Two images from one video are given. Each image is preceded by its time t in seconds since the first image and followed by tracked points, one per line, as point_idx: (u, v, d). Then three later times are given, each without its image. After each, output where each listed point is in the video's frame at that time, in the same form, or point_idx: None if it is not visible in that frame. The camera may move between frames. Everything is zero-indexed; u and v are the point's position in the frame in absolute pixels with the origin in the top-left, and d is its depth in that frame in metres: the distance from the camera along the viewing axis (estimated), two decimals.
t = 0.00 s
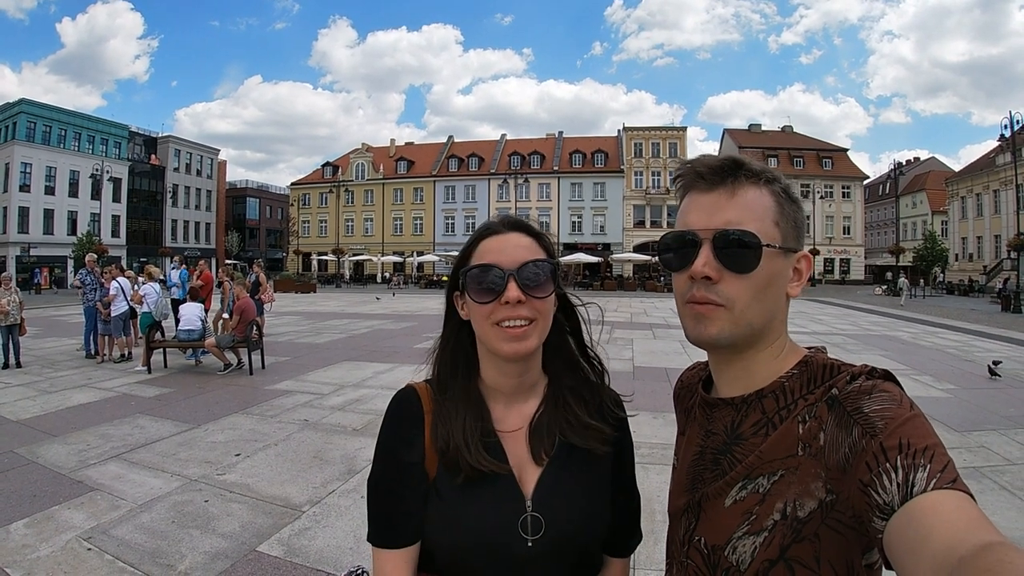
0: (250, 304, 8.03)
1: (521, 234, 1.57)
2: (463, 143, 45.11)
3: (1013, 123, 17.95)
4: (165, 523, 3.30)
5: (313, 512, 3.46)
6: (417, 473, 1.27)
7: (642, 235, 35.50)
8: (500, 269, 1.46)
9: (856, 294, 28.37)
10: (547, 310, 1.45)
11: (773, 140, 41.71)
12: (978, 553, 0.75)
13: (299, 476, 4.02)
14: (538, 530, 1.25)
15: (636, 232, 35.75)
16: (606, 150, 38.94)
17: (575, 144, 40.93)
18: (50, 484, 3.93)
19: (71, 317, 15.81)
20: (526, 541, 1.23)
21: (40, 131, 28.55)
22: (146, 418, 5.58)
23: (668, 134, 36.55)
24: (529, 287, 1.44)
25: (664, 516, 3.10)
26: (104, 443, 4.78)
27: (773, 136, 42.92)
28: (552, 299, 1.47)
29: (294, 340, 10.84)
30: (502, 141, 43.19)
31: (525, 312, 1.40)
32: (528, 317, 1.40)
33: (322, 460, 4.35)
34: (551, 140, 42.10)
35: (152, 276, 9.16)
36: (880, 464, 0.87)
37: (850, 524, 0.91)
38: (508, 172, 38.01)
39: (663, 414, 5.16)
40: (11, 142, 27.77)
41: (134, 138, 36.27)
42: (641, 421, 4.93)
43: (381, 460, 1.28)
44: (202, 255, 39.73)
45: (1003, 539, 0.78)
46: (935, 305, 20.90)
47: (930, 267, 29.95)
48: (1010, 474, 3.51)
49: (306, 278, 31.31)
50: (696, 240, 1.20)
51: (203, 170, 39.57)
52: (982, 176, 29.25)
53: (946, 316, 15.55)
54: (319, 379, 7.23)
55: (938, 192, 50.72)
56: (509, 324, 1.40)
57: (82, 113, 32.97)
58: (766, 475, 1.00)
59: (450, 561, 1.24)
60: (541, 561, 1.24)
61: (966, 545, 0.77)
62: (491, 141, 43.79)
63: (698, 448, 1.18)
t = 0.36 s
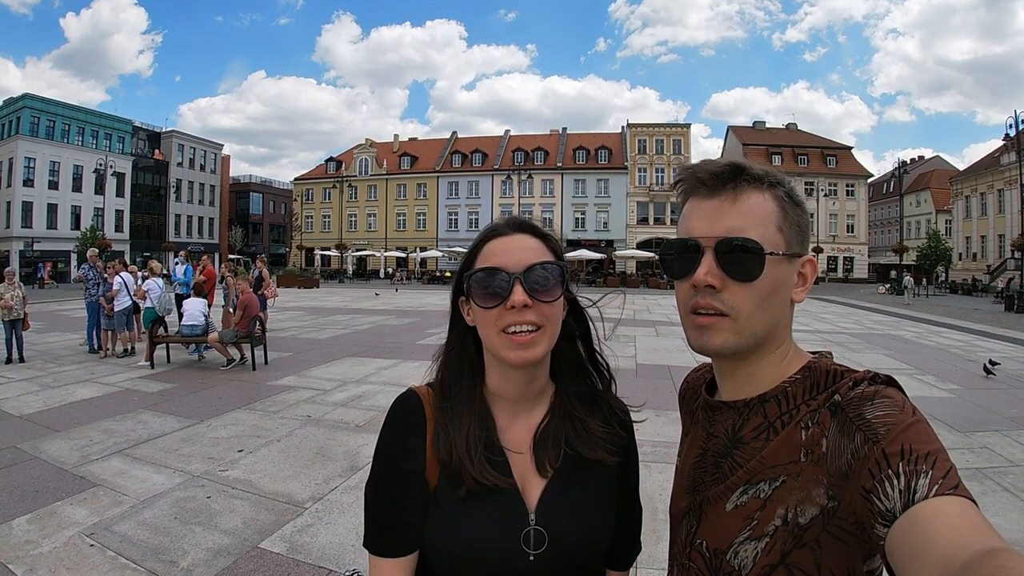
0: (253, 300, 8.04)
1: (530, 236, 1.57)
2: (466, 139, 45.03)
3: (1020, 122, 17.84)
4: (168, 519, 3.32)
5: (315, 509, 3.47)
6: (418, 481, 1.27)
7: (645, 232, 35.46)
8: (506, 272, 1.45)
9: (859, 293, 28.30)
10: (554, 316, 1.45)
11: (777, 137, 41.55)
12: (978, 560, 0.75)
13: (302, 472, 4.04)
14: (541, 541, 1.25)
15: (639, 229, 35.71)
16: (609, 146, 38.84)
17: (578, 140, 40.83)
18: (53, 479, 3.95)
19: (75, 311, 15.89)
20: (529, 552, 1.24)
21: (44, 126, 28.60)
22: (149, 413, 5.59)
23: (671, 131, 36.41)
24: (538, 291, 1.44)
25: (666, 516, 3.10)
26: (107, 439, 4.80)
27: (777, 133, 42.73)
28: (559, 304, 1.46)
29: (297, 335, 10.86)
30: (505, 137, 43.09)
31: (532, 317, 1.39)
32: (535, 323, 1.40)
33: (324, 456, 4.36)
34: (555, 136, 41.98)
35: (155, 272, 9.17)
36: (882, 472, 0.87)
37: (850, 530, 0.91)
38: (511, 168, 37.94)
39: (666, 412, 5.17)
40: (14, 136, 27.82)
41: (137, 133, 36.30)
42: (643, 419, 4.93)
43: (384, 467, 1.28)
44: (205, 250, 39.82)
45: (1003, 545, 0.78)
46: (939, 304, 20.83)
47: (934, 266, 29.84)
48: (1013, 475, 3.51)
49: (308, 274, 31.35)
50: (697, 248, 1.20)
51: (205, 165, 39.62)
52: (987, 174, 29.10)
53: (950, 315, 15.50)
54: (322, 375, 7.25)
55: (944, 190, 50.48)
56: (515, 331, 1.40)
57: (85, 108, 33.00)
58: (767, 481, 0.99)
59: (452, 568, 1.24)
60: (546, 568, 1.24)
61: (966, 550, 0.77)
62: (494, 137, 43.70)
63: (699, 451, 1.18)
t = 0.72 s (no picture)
0: (250, 299, 8.00)
1: (543, 231, 1.55)
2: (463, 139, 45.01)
3: (1016, 124, 17.91)
4: (164, 519, 3.30)
5: (312, 509, 3.46)
6: (426, 480, 1.26)
7: (642, 232, 35.50)
8: (517, 267, 1.44)
9: (856, 293, 28.34)
10: (565, 313, 1.45)
11: (774, 138, 41.68)
12: (988, 555, 0.75)
13: (299, 473, 4.02)
14: (550, 542, 1.24)
15: (636, 229, 35.76)
16: (607, 147, 38.86)
17: (575, 140, 40.85)
18: (49, 479, 3.93)
19: (70, 311, 15.80)
20: (538, 553, 1.23)
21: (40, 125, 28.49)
22: (145, 413, 5.56)
23: (669, 132, 36.44)
24: (550, 289, 1.43)
25: (666, 516, 3.08)
26: (103, 439, 4.77)
27: (774, 134, 42.83)
28: (570, 302, 1.45)
29: (294, 335, 10.83)
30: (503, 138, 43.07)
31: (542, 316, 1.38)
32: (545, 322, 1.39)
33: (322, 457, 4.34)
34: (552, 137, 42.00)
35: (152, 271, 9.13)
36: (890, 467, 0.86)
37: (859, 525, 0.90)
38: (508, 168, 37.92)
39: (664, 412, 5.16)
40: (10, 135, 27.69)
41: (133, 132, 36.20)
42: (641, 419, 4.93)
43: (392, 465, 1.27)
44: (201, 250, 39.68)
45: (1012, 541, 0.77)
46: (936, 305, 20.86)
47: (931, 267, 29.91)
48: (1011, 475, 3.51)
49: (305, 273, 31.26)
50: (707, 244, 1.19)
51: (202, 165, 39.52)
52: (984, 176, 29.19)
53: (947, 316, 15.52)
54: (319, 375, 7.23)
55: (940, 191, 50.58)
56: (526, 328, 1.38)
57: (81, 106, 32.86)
58: (775, 475, 0.98)
59: (458, 566, 1.24)
60: (554, 567, 1.23)
61: (976, 546, 0.77)
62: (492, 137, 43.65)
63: (705, 444, 1.18)
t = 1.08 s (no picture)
0: (246, 300, 7.97)
1: (542, 231, 1.54)
2: (461, 141, 45.04)
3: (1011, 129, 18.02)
4: (157, 521, 3.27)
5: (307, 511, 3.43)
6: (425, 478, 1.24)
7: (639, 235, 35.58)
8: (519, 266, 1.43)
9: (852, 297, 28.43)
10: (565, 312, 1.43)
11: (770, 142, 41.87)
12: (986, 553, 0.74)
13: (294, 474, 4.00)
14: (551, 541, 1.23)
15: (633, 232, 35.82)
16: (604, 150, 38.94)
17: (572, 143, 40.94)
18: (42, 479, 3.89)
19: (64, 312, 15.72)
20: (539, 552, 1.22)
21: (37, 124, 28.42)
22: (139, 414, 5.53)
23: (666, 135, 36.54)
24: (549, 288, 1.42)
25: (662, 519, 3.07)
26: (96, 440, 4.73)
27: (770, 138, 42.98)
28: (570, 301, 1.44)
29: (290, 336, 10.80)
30: (501, 140, 43.14)
31: (541, 316, 1.37)
32: (545, 322, 1.37)
33: (317, 458, 4.31)
34: (550, 139, 42.06)
35: (148, 272, 9.11)
36: (886, 465, 0.86)
37: (854, 525, 0.89)
38: (506, 171, 37.95)
39: (660, 415, 5.15)
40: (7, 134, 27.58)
41: (130, 132, 36.19)
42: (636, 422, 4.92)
43: (389, 464, 1.25)
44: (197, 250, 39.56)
45: (1010, 539, 0.77)
46: (932, 309, 20.93)
47: (926, 271, 30.01)
48: (1007, 478, 3.51)
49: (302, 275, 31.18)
50: (705, 246, 1.18)
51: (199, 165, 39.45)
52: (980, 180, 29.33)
53: (942, 320, 15.57)
54: (315, 377, 7.20)
55: (936, 195, 50.76)
56: (524, 328, 1.37)
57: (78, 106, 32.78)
58: (772, 473, 0.97)
59: (456, 566, 1.22)
60: (554, 566, 1.22)
61: (969, 544, 0.76)
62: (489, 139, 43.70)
63: (701, 443, 1.17)
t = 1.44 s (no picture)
0: (247, 300, 7.97)
1: (545, 230, 1.53)
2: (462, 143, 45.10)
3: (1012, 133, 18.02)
4: (156, 521, 3.26)
5: (306, 512, 3.42)
6: (433, 472, 1.24)
7: (640, 237, 35.59)
8: (523, 265, 1.42)
9: (853, 300, 28.40)
10: (573, 309, 1.42)
11: (771, 144, 41.90)
12: (983, 555, 0.74)
13: (293, 475, 3.99)
14: (555, 536, 1.22)
15: (633, 234, 35.83)
16: (605, 152, 38.96)
17: (573, 145, 40.97)
18: (42, 479, 3.89)
19: (65, 311, 15.73)
20: (542, 547, 1.21)
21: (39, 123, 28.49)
22: (139, 413, 5.52)
23: (667, 137, 36.56)
24: (555, 285, 1.41)
25: (661, 523, 3.05)
26: (96, 439, 4.73)
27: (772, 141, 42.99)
28: (575, 300, 1.43)
29: (290, 337, 10.81)
30: (502, 142, 43.18)
31: (547, 312, 1.36)
32: (550, 319, 1.37)
33: (316, 459, 4.30)
34: (551, 141, 42.10)
35: (149, 271, 9.11)
36: (886, 467, 0.85)
37: (854, 526, 0.88)
38: (507, 172, 37.98)
39: (661, 418, 5.14)
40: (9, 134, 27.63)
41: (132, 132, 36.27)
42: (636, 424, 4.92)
43: (398, 459, 1.25)
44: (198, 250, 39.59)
45: (1007, 540, 0.77)
46: (933, 312, 20.91)
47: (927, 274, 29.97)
48: (1008, 482, 3.50)
49: (302, 275, 31.17)
50: (707, 249, 1.16)
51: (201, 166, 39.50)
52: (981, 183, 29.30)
53: (943, 324, 15.56)
54: (315, 377, 7.20)
55: (937, 199, 50.80)
56: (529, 325, 1.37)
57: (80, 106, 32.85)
58: (770, 476, 0.96)
59: (460, 563, 1.21)
60: (557, 564, 1.21)
61: (970, 546, 0.76)
62: (491, 141, 43.73)
63: (698, 446, 1.16)
